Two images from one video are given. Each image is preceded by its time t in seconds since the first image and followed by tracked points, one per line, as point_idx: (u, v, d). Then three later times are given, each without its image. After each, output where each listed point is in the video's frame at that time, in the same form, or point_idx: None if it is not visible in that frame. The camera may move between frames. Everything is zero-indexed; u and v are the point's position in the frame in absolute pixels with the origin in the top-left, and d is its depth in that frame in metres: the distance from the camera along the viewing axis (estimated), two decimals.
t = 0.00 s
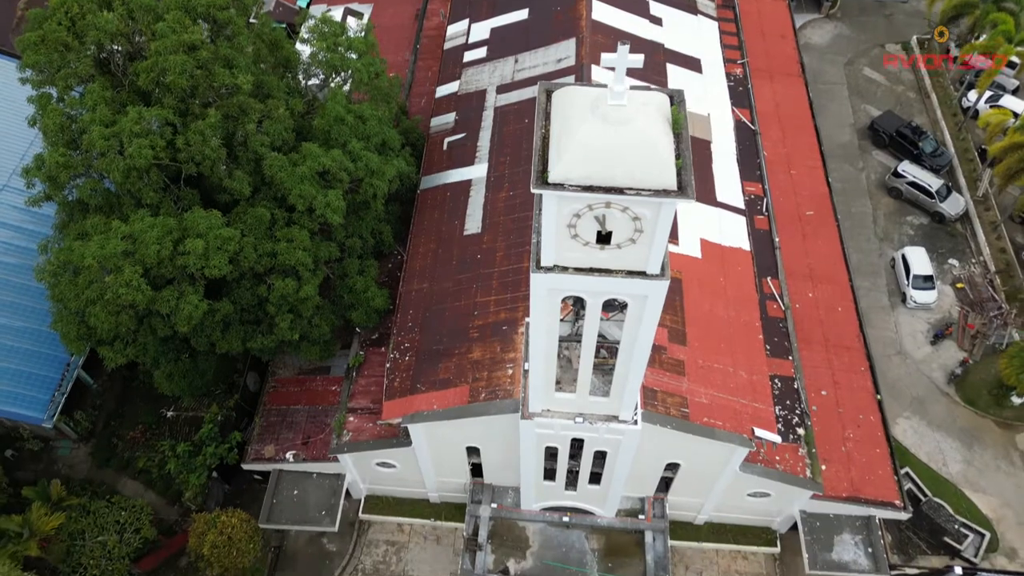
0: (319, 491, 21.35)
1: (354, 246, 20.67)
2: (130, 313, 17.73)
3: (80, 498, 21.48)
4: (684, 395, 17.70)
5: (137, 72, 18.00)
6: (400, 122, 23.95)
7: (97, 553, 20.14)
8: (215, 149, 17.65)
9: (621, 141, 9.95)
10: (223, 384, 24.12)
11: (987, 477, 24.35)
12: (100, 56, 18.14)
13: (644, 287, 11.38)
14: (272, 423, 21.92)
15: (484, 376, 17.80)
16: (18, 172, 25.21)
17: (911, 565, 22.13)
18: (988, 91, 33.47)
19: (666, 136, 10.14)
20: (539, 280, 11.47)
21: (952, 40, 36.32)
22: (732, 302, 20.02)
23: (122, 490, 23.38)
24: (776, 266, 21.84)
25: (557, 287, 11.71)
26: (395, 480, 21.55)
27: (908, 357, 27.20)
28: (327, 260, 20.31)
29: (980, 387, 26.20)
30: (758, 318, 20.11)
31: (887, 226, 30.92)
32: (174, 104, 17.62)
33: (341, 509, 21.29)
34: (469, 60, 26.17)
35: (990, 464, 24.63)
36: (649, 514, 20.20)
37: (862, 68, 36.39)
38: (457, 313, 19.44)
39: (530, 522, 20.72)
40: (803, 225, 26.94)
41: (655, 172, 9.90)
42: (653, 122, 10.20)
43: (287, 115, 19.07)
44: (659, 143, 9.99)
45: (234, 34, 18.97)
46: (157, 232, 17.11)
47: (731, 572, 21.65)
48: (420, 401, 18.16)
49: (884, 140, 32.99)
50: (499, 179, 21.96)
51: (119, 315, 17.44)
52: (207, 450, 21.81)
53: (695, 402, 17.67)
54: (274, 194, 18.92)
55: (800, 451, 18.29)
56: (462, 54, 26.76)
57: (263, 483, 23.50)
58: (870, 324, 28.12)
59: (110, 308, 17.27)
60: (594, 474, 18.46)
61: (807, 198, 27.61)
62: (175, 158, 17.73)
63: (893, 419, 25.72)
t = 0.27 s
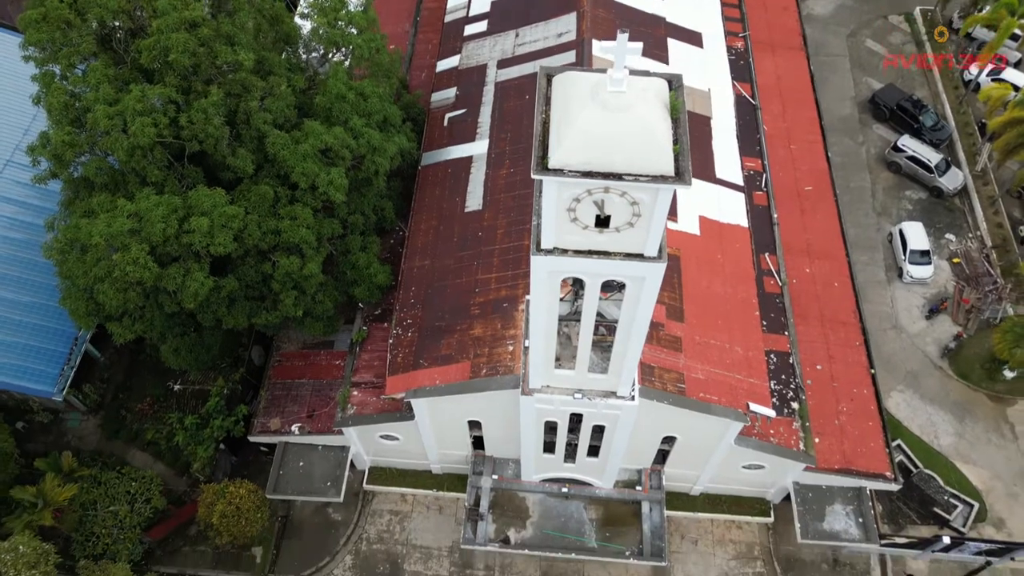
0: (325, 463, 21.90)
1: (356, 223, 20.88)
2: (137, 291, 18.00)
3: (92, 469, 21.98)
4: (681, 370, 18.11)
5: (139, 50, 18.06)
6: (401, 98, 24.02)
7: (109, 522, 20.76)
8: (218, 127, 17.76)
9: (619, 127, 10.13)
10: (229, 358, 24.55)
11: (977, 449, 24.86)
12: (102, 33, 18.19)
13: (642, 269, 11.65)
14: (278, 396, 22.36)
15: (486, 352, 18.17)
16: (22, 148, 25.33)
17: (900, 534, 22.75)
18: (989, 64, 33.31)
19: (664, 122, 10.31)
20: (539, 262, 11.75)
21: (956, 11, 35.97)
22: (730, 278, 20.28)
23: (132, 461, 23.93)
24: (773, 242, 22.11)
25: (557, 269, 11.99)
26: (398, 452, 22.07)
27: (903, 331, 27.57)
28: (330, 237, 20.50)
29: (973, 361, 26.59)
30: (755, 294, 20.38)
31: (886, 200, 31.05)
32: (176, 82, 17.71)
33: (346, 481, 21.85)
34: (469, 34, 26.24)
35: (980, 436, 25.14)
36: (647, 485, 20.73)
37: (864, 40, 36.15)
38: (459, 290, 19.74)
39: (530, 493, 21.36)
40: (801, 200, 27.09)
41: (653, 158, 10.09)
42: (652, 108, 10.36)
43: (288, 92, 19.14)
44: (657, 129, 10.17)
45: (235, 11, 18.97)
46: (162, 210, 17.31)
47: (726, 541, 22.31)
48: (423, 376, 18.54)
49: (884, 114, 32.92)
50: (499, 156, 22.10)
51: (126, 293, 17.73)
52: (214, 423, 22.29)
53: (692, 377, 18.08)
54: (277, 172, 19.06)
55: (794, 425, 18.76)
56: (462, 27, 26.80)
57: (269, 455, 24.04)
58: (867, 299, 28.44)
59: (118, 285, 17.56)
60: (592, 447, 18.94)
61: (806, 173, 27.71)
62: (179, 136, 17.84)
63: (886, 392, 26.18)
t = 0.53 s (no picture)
0: (329, 447, 22.32)
1: (359, 210, 21.08)
2: (144, 278, 18.26)
3: (100, 453, 22.40)
4: (678, 356, 18.44)
5: (142, 39, 18.22)
6: (402, 85, 24.14)
7: (118, 504, 21.21)
8: (221, 116, 17.94)
9: (618, 123, 10.36)
10: (234, 342, 24.67)
11: (971, 433, 25.26)
12: (105, 23, 18.34)
13: (640, 260, 11.91)
14: (282, 380, 22.73)
15: (487, 339, 18.48)
16: (26, 134, 25.48)
17: (893, 516, 23.24)
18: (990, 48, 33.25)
19: (662, 117, 10.52)
20: (540, 254, 12.01)
21: None
22: (727, 266, 20.54)
23: (139, 444, 24.36)
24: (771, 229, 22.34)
25: (557, 260, 12.26)
26: (401, 435, 22.49)
27: (899, 317, 27.87)
28: (333, 225, 20.70)
29: (968, 346, 26.90)
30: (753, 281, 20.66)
31: (884, 186, 31.21)
32: (180, 72, 17.88)
33: (350, 464, 22.29)
34: (470, 21, 26.28)
35: (974, 420, 25.52)
36: (644, 468, 21.12)
37: (865, 24, 36.10)
38: (460, 277, 20.01)
39: (530, 476, 21.79)
40: (800, 187, 27.26)
41: (651, 153, 10.32)
42: (650, 103, 10.57)
43: (291, 80, 19.28)
44: (655, 124, 10.39)
45: None
46: (167, 199, 17.52)
47: (722, 523, 22.81)
48: (425, 362, 18.87)
49: (884, 99, 32.95)
50: (500, 144, 22.27)
51: (133, 281, 18.00)
52: (220, 407, 22.68)
53: (689, 363, 18.41)
54: (281, 160, 19.23)
55: (789, 410, 19.10)
56: (463, 13, 26.83)
57: (273, 438, 24.47)
58: (864, 285, 28.72)
59: (125, 273, 17.82)
60: (591, 431, 19.34)
61: (805, 159, 27.85)
62: (183, 125, 18.02)
63: (881, 377, 26.55)
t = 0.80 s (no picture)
0: (332, 438, 22.64)
1: (361, 204, 21.30)
2: (150, 272, 18.50)
3: (107, 443, 22.73)
4: (676, 350, 18.71)
5: (147, 35, 18.39)
6: (403, 78, 24.29)
7: (125, 493, 21.56)
8: (225, 112, 18.11)
9: (616, 124, 10.58)
10: (237, 334, 25.00)
11: (965, 424, 25.59)
12: (109, 18, 18.51)
13: (638, 258, 12.16)
14: (285, 372, 23.03)
15: (488, 332, 18.75)
16: (30, 127, 25.65)
17: (887, 506, 23.62)
18: (989, 40, 33.29)
19: (660, 119, 10.74)
20: (540, 252, 12.26)
21: None
22: (726, 259, 20.77)
23: (144, 434, 24.69)
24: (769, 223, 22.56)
25: (557, 257, 12.50)
26: (403, 426, 22.81)
27: (896, 309, 28.13)
28: (336, 219, 20.90)
29: (963, 338, 27.17)
30: (750, 275, 20.90)
31: (883, 178, 31.38)
32: (183, 68, 18.05)
33: (352, 454, 22.61)
34: (471, 13, 26.37)
35: (968, 411, 25.85)
36: (643, 459, 21.42)
37: (865, 16, 36.12)
38: (461, 271, 20.27)
39: (530, 466, 22.14)
40: (799, 179, 27.43)
41: (648, 154, 10.55)
42: (648, 105, 10.78)
43: (293, 76, 19.45)
44: (653, 126, 10.61)
45: None
46: (172, 194, 17.72)
47: (719, 512, 23.19)
48: (427, 354, 19.16)
49: (884, 91, 33.04)
50: (501, 138, 22.45)
51: (139, 275, 18.25)
52: (224, 399, 22.99)
53: (687, 356, 18.69)
54: (284, 155, 19.42)
55: (786, 402, 19.41)
56: (464, 6, 26.92)
57: (277, 429, 24.81)
58: (861, 277, 28.96)
59: (130, 267, 18.06)
60: (591, 423, 19.64)
61: (804, 152, 28.00)
62: (187, 120, 18.21)
63: (877, 368, 26.85)
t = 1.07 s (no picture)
0: (334, 436, 22.81)
1: (363, 204, 21.44)
2: (154, 272, 18.65)
3: (110, 441, 22.91)
4: (675, 349, 18.87)
5: (150, 36, 18.55)
6: (404, 78, 24.40)
7: (129, 491, 21.76)
8: (228, 112, 18.25)
9: (616, 129, 10.74)
10: (240, 333, 25.16)
11: (963, 422, 25.75)
12: (113, 18, 18.71)
13: (638, 260, 12.31)
14: (287, 370, 23.20)
15: (489, 332, 18.91)
16: (33, 126, 25.79)
17: (885, 504, 23.80)
18: (988, 39, 33.36)
19: (659, 123, 10.88)
20: (541, 254, 12.41)
21: None
22: (725, 259, 20.92)
23: (148, 432, 24.88)
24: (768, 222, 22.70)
25: (558, 259, 12.65)
26: (404, 424, 22.99)
27: (894, 308, 28.27)
28: (338, 219, 21.04)
29: (961, 337, 27.31)
30: (749, 274, 21.05)
31: (882, 177, 31.50)
32: (187, 69, 18.20)
33: (354, 452, 22.78)
34: (472, 13, 26.47)
35: (966, 409, 26.01)
36: (642, 457, 21.58)
37: (865, 14, 36.19)
38: (462, 270, 20.41)
39: (530, 464, 22.33)
40: (798, 178, 27.55)
41: (647, 159, 10.71)
42: (647, 109, 10.92)
43: (296, 76, 19.59)
44: (652, 131, 10.76)
45: None
46: (176, 195, 17.87)
47: (718, 510, 23.37)
48: (428, 353, 19.33)
49: (883, 90, 33.13)
50: (502, 138, 22.58)
51: (143, 275, 18.40)
52: (227, 396, 23.17)
53: (686, 355, 18.85)
54: (286, 155, 19.55)
55: (784, 401, 19.58)
56: (465, 6, 27.02)
57: (279, 427, 24.99)
58: (860, 275, 29.11)
59: (134, 267, 18.23)
60: (590, 422, 19.81)
61: (803, 151, 28.12)
62: (190, 121, 18.35)
63: (876, 367, 27.01)
